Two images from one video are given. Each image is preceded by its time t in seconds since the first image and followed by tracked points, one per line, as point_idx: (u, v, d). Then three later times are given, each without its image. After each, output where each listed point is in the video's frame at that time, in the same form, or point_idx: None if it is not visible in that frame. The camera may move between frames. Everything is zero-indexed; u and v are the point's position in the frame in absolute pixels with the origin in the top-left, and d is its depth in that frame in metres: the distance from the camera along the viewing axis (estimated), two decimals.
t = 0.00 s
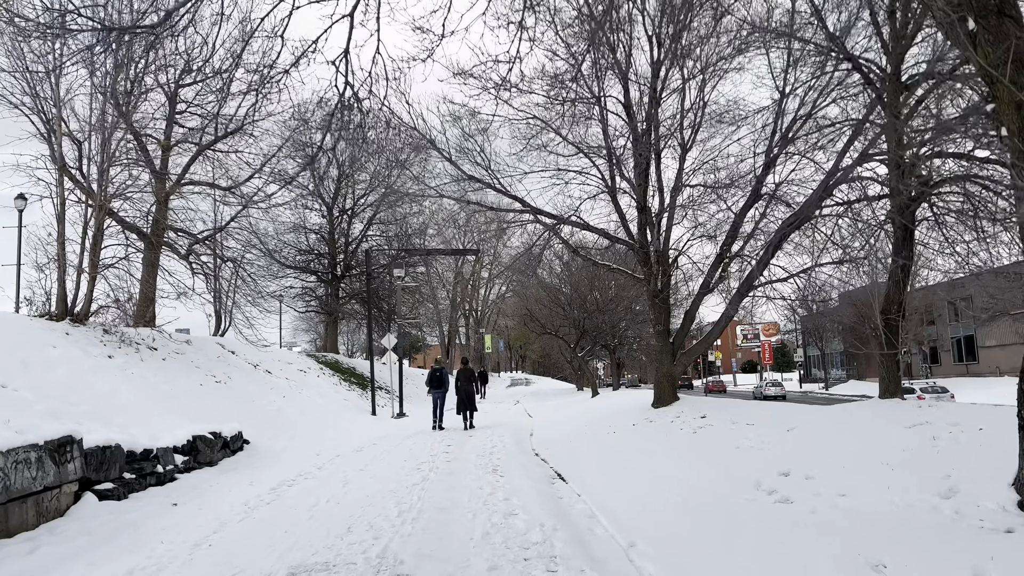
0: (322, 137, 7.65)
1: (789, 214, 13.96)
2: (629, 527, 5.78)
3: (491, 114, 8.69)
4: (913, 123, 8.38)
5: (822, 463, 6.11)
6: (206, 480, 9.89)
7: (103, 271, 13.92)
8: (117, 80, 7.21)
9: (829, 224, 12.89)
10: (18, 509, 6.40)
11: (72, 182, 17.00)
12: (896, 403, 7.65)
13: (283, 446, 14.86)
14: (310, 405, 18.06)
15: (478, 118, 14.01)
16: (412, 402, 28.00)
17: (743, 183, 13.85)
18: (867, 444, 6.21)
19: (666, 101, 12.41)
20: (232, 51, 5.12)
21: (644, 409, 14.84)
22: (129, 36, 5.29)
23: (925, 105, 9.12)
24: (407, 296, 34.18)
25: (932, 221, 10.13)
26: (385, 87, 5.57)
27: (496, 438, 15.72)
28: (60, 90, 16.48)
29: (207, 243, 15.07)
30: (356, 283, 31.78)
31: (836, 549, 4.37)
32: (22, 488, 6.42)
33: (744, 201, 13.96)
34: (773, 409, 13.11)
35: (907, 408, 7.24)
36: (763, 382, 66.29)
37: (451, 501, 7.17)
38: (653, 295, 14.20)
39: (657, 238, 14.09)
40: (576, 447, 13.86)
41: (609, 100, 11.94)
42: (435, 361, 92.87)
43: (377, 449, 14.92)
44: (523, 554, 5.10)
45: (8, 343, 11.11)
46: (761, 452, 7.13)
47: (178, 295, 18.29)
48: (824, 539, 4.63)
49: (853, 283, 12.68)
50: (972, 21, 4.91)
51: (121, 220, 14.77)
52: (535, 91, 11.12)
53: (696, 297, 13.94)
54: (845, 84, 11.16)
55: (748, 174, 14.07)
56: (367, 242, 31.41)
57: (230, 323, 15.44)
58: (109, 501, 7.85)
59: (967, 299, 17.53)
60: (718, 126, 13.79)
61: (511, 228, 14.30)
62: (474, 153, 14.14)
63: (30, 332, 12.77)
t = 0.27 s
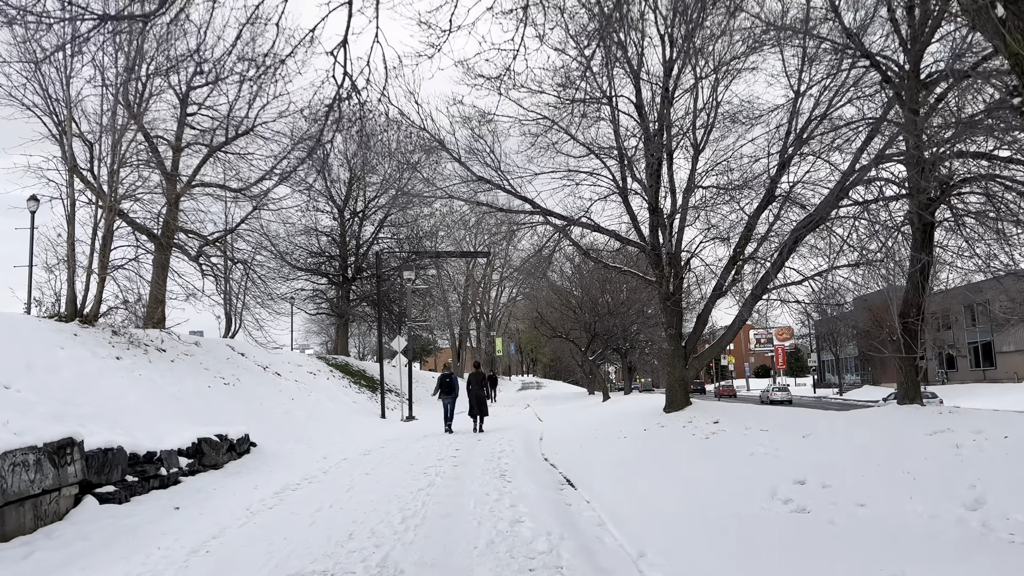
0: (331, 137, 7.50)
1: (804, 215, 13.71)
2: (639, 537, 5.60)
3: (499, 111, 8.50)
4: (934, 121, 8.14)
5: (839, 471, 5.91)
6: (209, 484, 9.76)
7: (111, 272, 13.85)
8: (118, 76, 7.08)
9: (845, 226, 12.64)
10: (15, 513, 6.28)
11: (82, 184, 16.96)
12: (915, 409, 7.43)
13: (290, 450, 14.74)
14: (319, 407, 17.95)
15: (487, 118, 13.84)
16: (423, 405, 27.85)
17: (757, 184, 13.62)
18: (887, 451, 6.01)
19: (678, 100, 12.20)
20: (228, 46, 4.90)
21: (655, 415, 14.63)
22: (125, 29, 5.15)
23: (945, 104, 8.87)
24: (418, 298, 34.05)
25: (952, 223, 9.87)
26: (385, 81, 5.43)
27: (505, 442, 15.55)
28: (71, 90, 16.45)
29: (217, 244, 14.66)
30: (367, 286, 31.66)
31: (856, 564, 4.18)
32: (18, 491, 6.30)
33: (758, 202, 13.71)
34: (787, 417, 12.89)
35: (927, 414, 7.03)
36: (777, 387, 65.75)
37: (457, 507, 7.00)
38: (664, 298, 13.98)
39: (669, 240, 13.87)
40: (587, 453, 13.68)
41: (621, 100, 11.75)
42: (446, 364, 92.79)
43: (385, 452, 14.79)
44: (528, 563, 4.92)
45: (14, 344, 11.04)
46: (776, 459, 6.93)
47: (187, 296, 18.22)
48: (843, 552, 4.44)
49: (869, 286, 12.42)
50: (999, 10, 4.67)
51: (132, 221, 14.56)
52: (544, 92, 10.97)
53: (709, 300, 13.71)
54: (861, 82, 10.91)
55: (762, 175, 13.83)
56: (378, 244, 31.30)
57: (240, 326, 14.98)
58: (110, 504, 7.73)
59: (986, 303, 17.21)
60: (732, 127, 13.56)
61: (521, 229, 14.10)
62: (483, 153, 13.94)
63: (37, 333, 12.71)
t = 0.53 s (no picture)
0: (335, 136, 7.42)
1: (814, 217, 13.56)
2: (645, 543, 5.48)
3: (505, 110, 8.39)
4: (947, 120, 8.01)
5: (851, 477, 5.78)
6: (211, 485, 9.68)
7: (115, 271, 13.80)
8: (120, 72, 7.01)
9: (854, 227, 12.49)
10: (12, 515, 6.22)
11: (88, 183, 16.94)
12: (927, 413, 7.30)
13: (294, 451, 14.66)
14: (325, 408, 17.86)
15: (494, 118, 13.74)
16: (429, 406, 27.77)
17: (766, 185, 13.49)
18: (899, 456, 5.88)
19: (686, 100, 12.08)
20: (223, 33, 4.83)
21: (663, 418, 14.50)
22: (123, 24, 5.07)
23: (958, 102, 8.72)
24: (425, 299, 33.97)
25: (964, 224, 9.73)
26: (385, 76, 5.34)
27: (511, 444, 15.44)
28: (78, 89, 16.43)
29: (223, 244, 14.46)
30: (373, 287, 31.56)
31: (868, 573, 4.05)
32: (16, 491, 6.24)
33: (767, 203, 13.57)
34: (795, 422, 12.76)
35: (940, 419, 6.89)
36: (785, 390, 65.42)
37: (460, 511, 6.90)
38: (672, 299, 13.85)
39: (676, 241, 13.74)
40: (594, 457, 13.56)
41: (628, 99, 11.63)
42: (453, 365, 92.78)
43: (390, 454, 14.70)
44: (531, 570, 4.80)
45: (17, 343, 10.99)
46: (785, 463, 6.81)
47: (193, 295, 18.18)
48: (855, 560, 4.31)
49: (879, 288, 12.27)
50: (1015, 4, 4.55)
51: (138, 221, 14.46)
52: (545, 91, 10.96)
53: (717, 302, 13.58)
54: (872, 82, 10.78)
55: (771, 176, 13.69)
56: (385, 245, 31.23)
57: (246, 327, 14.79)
58: (110, 506, 7.66)
59: (997, 306, 17.03)
60: (740, 126, 13.43)
61: (527, 229, 13.99)
62: (490, 153, 13.82)
63: (42, 332, 12.67)
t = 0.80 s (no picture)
0: (333, 132, 7.33)
1: (818, 216, 13.45)
2: (647, 545, 5.38)
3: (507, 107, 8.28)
4: (954, 117, 7.91)
5: (856, 478, 5.69)
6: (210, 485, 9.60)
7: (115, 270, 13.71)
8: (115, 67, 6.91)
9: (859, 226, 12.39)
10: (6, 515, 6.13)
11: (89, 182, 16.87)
12: (932, 413, 7.21)
13: (295, 451, 14.60)
14: (326, 408, 17.79)
15: (495, 116, 13.64)
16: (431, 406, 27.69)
17: (769, 183, 13.37)
18: (906, 457, 5.78)
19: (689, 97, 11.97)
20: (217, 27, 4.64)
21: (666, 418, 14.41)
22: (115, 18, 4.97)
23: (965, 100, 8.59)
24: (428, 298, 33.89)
25: (971, 223, 9.63)
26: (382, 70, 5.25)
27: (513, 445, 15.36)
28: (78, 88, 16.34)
29: (224, 243, 14.30)
30: (375, 286, 31.46)
31: None
32: (10, 492, 6.15)
33: (771, 202, 13.47)
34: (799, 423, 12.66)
35: (946, 419, 6.80)
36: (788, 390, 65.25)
37: (460, 511, 6.81)
38: (675, 299, 13.75)
39: (680, 240, 13.64)
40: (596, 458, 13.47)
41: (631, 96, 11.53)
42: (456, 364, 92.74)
43: (391, 454, 14.62)
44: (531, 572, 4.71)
45: (16, 342, 10.93)
46: (789, 463, 6.72)
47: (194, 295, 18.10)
48: (861, 563, 4.22)
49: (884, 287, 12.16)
50: None
51: (139, 220, 14.30)
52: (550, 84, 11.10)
53: (721, 301, 13.48)
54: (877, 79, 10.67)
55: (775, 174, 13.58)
56: (387, 244, 31.14)
57: (247, 327, 14.63)
58: (106, 506, 7.58)
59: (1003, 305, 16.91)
60: (744, 125, 13.33)
61: (530, 228, 13.89)
62: (491, 152, 13.72)
63: (41, 331, 12.60)
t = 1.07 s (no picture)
0: (330, 132, 7.19)
1: (820, 216, 13.36)
2: (650, 552, 5.27)
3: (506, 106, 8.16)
4: (958, 117, 7.82)
5: (862, 483, 5.59)
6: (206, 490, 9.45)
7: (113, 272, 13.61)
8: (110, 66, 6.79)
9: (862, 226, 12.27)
10: None
11: (85, 183, 16.74)
12: (938, 416, 7.10)
13: (293, 455, 14.49)
14: (326, 411, 17.66)
15: (495, 116, 13.54)
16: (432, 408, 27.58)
17: (771, 183, 13.25)
18: (913, 461, 5.68)
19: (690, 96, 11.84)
20: (206, 24, 4.42)
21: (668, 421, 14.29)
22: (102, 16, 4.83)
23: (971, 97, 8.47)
24: (428, 300, 33.77)
25: (975, 223, 9.53)
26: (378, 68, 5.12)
27: (514, 447, 15.24)
28: (75, 89, 16.23)
29: (222, 245, 14.11)
30: (375, 288, 31.34)
31: None
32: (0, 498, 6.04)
33: (772, 202, 13.36)
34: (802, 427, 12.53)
35: (952, 422, 6.70)
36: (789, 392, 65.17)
37: (459, 517, 6.71)
38: (676, 300, 13.64)
39: (681, 241, 13.53)
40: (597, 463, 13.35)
41: (633, 95, 11.40)
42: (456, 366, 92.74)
43: (390, 458, 14.50)
44: None
45: (10, 346, 10.79)
46: (794, 467, 6.61)
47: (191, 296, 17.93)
48: (868, 572, 4.12)
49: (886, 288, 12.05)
50: None
51: (136, 221, 14.13)
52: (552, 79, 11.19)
53: (723, 302, 13.37)
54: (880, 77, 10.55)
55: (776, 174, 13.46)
56: (386, 246, 31.02)
57: (245, 329, 14.45)
58: (100, 511, 7.46)
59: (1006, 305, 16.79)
60: (745, 125, 13.24)
61: (530, 230, 13.78)
62: (490, 152, 13.62)
63: (38, 334, 12.48)
